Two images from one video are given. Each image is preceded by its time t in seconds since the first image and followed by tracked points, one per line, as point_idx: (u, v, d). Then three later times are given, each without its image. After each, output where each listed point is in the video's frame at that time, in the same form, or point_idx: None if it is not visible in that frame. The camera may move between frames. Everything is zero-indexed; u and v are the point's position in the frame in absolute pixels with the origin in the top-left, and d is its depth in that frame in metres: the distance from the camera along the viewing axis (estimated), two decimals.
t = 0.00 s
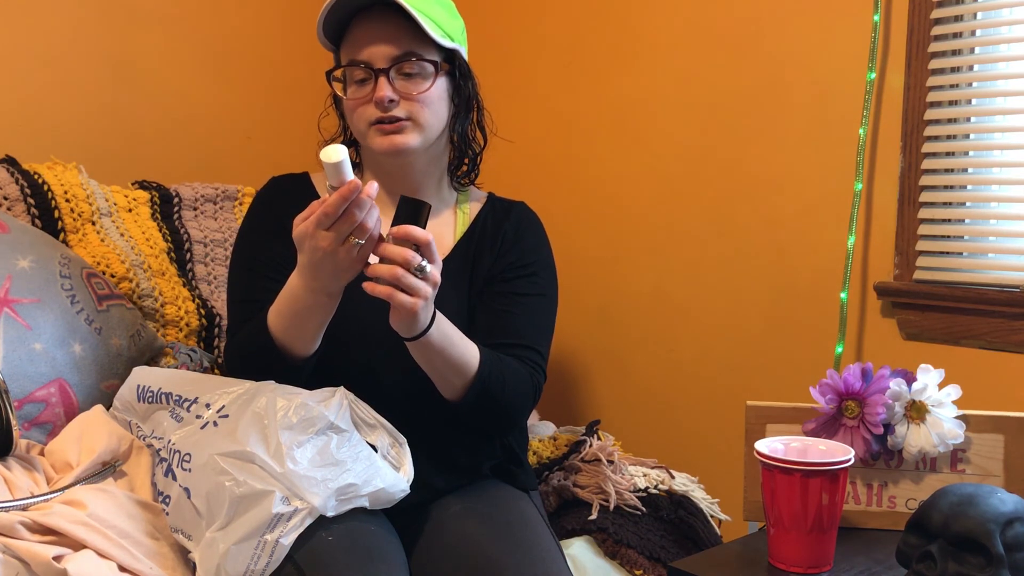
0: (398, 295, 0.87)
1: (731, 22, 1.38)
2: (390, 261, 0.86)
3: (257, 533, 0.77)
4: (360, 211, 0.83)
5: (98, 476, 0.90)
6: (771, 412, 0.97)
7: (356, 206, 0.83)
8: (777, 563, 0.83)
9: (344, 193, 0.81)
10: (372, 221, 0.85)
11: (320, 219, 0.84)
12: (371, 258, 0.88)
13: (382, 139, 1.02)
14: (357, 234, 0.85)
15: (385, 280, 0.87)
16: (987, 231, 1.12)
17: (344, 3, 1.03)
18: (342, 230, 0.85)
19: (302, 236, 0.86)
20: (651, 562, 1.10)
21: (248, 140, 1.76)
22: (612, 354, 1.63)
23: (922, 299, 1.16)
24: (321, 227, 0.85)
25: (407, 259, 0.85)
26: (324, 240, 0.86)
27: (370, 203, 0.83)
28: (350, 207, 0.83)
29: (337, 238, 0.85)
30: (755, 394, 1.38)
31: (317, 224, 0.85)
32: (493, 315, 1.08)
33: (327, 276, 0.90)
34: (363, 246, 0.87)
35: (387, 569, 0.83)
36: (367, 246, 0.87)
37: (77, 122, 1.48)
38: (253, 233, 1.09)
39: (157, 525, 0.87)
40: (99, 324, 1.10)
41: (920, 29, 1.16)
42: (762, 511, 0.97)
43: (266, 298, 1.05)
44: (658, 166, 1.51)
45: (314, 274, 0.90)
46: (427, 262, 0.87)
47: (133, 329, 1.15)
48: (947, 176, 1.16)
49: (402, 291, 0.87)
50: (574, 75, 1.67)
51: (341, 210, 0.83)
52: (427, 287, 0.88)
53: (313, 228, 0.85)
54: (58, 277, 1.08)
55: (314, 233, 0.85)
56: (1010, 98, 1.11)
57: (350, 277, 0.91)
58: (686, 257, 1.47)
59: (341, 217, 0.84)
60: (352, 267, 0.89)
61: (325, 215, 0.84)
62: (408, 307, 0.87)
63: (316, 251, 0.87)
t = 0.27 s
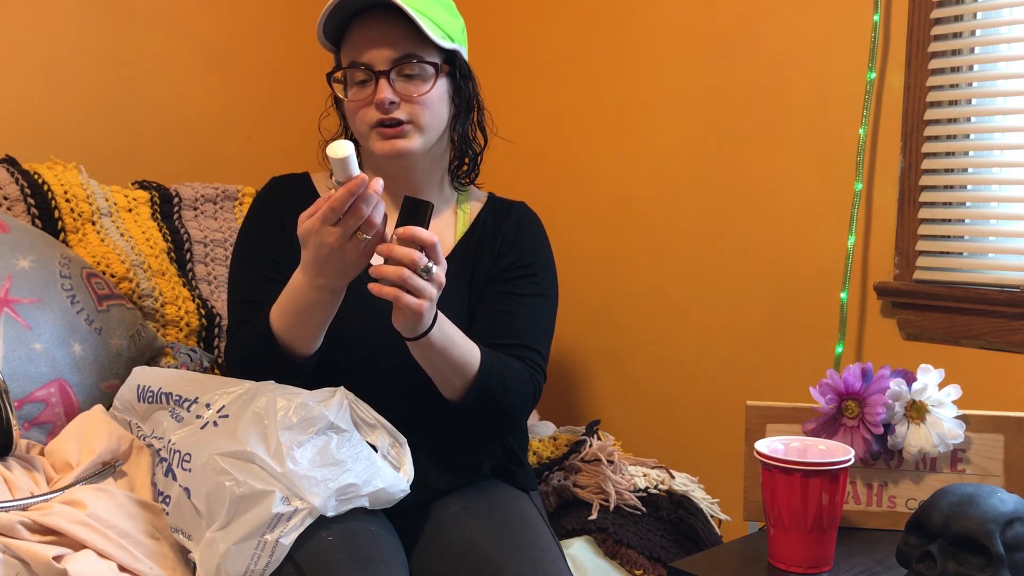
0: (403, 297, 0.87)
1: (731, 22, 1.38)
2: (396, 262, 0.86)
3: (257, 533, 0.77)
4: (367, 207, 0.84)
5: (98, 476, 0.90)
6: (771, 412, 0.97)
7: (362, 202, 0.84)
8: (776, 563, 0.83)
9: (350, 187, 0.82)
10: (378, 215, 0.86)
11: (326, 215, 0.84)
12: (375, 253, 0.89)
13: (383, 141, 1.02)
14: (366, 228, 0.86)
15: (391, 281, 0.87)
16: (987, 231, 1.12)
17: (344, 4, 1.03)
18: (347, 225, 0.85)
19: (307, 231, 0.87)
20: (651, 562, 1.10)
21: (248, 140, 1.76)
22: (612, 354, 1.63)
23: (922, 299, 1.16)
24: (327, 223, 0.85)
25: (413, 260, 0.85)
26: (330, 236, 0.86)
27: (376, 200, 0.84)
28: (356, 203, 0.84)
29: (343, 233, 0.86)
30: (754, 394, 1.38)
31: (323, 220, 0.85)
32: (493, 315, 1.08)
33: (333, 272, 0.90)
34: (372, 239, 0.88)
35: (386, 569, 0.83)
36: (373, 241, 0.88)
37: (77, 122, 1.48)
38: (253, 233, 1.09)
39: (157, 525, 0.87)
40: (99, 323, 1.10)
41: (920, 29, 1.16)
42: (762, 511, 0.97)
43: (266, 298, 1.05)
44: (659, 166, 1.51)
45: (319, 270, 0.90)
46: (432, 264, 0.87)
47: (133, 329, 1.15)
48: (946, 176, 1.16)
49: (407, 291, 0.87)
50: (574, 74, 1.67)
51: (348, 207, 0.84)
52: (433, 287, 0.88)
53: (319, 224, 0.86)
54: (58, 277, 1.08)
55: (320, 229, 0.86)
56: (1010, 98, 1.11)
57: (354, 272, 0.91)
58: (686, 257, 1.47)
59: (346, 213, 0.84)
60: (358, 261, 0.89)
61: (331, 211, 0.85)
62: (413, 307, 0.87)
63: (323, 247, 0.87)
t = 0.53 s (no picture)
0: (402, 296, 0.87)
1: (731, 22, 1.38)
2: (394, 261, 0.86)
3: (257, 533, 0.77)
4: (367, 204, 0.84)
5: (99, 476, 0.90)
6: (771, 412, 0.97)
7: (362, 200, 0.84)
8: (777, 563, 0.83)
9: (350, 186, 0.83)
10: (380, 212, 0.86)
11: (327, 213, 0.85)
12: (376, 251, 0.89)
13: (382, 141, 1.02)
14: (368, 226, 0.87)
15: (389, 279, 0.86)
16: (987, 231, 1.12)
17: (343, 4, 1.03)
18: (349, 223, 0.86)
19: (307, 230, 0.87)
20: (651, 562, 1.10)
21: (248, 140, 1.76)
22: (612, 354, 1.63)
23: (922, 299, 1.16)
24: (327, 221, 0.86)
25: (412, 260, 0.85)
26: (330, 235, 0.87)
27: (377, 198, 0.85)
28: (357, 201, 0.84)
29: (345, 232, 0.86)
30: (755, 394, 1.38)
31: (323, 218, 0.86)
32: (493, 315, 1.08)
33: (333, 271, 0.90)
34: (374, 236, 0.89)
35: (386, 569, 0.83)
36: (373, 238, 0.89)
37: (77, 122, 1.48)
38: (254, 233, 1.09)
39: (157, 525, 0.87)
40: (99, 323, 1.10)
41: (920, 29, 1.16)
42: (762, 511, 0.97)
43: (266, 299, 1.05)
44: (659, 166, 1.51)
45: (320, 269, 0.90)
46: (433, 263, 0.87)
47: (133, 329, 1.15)
48: (947, 176, 1.16)
49: (406, 290, 0.87)
50: (575, 74, 1.67)
51: (348, 205, 0.84)
52: (431, 285, 0.88)
53: (320, 223, 0.86)
54: (58, 277, 1.08)
55: (320, 228, 0.86)
56: (1010, 98, 1.11)
57: (355, 271, 0.92)
58: (686, 257, 1.47)
59: (347, 211, 0.85)
60: (359, 259, 0.90)
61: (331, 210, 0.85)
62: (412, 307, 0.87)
63: (324, 245, 0.87)
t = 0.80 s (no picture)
0: (402, 295, 0.87)
1: (731, 22, 1.38)
2: (394, 259, 0.86)
3: (257, 533, 0.77)
4: (367, 202, 0.85)
5: (99, 476, 0.90)
6: (771, 411, 0.97)
7: (361, 198, 0.84)
8: (776, 563, 0.83)
9: (350, 184, 0.83)
10: (379, 210, 0.87)
11: (327, 212, 0.85)
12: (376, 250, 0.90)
13: (382, 142, 1.02)
14: (370, 225, 0.87)
15: (389, 278, 0.86)
16: (987, 231, 1.12)
17: (343, 5, 1.03)
18: (349, 222, 0.86)
19: (307, 229, 0.87)
20: (651, 562, 1.10)
21: (248, 140, 1.76)
22: (612, 354, 1.63)
23: (922, 299, 1.16)
24: (327, 220, 0.86)
25: (412, 259, 0.85)
26: (330, 234, 0.87)
27: (376, 196, 0.85)
28: (358, 198, 0.84)
29: (345, 231, 0.86)
30: (755, 394, 1.38)
31: (323, 217, 0.86)
32: (493, 316, 1.08)
33: (334, 271, 0.90)
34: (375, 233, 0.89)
35: (386, 570, 0.83)
36: (372, 237, 0.89)
37: (77, 122, 1.48)
38: (253, 233, 1.09)
39: (157, 525, 0.87)
40: (99, 323, 1.10)
41: (920, 29, 1.16)
42: (762, 511, 0.97)
43: (266, 299, 1.05)
44: (659, 166, 1.51)
45: (320, 269, 0.90)
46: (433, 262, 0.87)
47: (133, 329, 1.15)
48: (947, 176, 1.16)
49: (406, 289, 0.87)
50: (575, 74, 1.67)
51: (348, 203, 0.85)
52: (431, 284, 0.88)
53: (319, 222, 0.86)
54: (58, 277, 1.08)
55: (320, 227, 0.86)
56: (1010, 98, 1.11)
57: (355, 270, 0.92)
58: (686, 257, 1.47)
59: (346, 209, 0.85)
60: (360, 258, 0.90)
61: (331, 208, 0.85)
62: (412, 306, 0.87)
63: (325, 245, 0.87)
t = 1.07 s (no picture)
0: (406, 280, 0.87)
1: (731, 22, 1.39)
2: (396, 245, 0.86)
3: (257, 533, 0.77)
4: (372, 194, 0.85)
5: (99, 476, 0.89)
6: (771, 412, 0.97)
7: (367, 190, 0.85)
8: (776, 563, 0.83)
9: (357, 176, 0.84)
10: (384, 203, 0.87)
11: (334, 205, 0.85)
12: (381, 243, 0.90)
13: (382, 141, 1.02)
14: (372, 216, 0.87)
15: (391, 263, 0.87)
16: (987, 231, 1.12)
17: (342, 4, 1.03)
18: (355, 215, 0.86)
19: (312, 223, 0.88)
20: (651, 562, 1.10)
21: (248, 139, 1.76)
22: (612, 354, 1.63)
23: (922, 299, 1.16)
24: (333, 214, 0.86)
25: (416, 242, 0.86)
26: (335, 228, 0.87)
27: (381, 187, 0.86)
28: (363, 191, 0.85)
29: (352, 224, 0.87)
30: (754, 394, 1.38)
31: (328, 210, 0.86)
32: (492, 315, 1.08)
33: (338, 266, 0.91)
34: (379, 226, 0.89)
35: (386, 570, 0.83)
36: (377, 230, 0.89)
37: (77, 122, 1.48)
38: (253, 232, 1.09)
39: (157, 525, 0.87)
40: (99, 324, 1.10)
41: (920, 29, 1.16)
42: (762, 511, 0.97)
43: (266, 299, 1.05)
44: (659, 166, 1.51)
45: (325, 264, 0.90)
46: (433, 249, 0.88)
47: (133, 329, 1.15)
48: (946, 176, 1.16)
49: (409, 275, 0.87)
50: (574, 74, 1.67)
51: (353, 195, 0.85)
52: (433, 270, 0.88)
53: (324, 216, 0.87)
54: (58, 277, 1.08)
55: (325, 221, 0.87)
56: (1010, 98, 1.11)
57: (358, 265, 0.92)
58: (686, 257, 1.47)
59: (352, 202, 0.86)
60: (364, 253, 0.90)
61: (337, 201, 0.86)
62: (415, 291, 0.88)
63: (330, 240, 0.88)
